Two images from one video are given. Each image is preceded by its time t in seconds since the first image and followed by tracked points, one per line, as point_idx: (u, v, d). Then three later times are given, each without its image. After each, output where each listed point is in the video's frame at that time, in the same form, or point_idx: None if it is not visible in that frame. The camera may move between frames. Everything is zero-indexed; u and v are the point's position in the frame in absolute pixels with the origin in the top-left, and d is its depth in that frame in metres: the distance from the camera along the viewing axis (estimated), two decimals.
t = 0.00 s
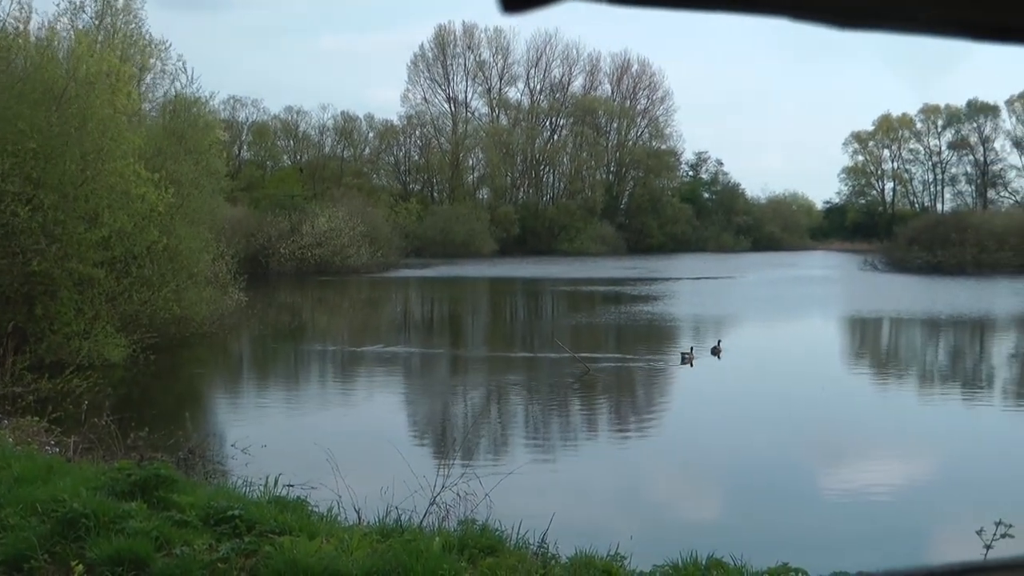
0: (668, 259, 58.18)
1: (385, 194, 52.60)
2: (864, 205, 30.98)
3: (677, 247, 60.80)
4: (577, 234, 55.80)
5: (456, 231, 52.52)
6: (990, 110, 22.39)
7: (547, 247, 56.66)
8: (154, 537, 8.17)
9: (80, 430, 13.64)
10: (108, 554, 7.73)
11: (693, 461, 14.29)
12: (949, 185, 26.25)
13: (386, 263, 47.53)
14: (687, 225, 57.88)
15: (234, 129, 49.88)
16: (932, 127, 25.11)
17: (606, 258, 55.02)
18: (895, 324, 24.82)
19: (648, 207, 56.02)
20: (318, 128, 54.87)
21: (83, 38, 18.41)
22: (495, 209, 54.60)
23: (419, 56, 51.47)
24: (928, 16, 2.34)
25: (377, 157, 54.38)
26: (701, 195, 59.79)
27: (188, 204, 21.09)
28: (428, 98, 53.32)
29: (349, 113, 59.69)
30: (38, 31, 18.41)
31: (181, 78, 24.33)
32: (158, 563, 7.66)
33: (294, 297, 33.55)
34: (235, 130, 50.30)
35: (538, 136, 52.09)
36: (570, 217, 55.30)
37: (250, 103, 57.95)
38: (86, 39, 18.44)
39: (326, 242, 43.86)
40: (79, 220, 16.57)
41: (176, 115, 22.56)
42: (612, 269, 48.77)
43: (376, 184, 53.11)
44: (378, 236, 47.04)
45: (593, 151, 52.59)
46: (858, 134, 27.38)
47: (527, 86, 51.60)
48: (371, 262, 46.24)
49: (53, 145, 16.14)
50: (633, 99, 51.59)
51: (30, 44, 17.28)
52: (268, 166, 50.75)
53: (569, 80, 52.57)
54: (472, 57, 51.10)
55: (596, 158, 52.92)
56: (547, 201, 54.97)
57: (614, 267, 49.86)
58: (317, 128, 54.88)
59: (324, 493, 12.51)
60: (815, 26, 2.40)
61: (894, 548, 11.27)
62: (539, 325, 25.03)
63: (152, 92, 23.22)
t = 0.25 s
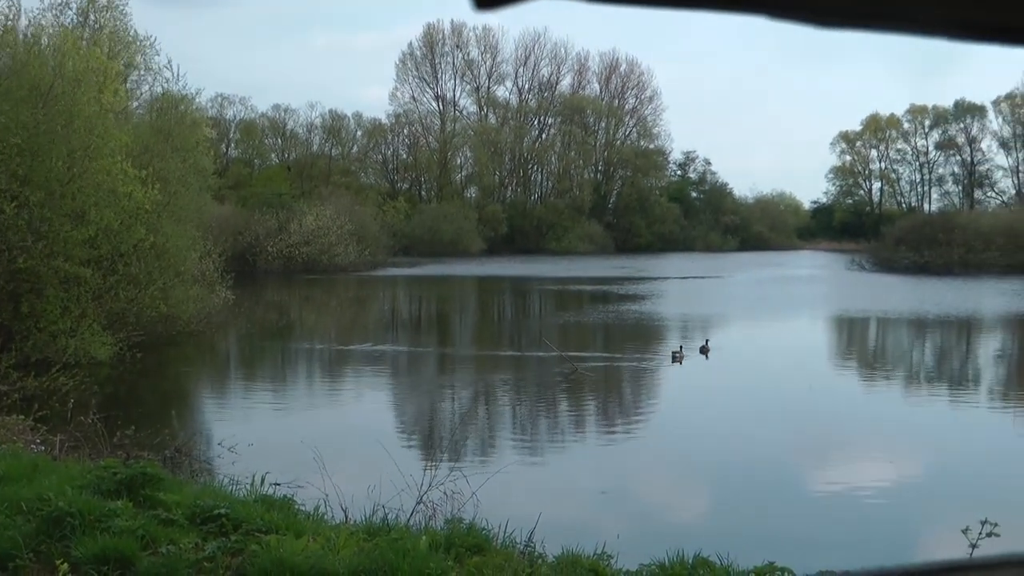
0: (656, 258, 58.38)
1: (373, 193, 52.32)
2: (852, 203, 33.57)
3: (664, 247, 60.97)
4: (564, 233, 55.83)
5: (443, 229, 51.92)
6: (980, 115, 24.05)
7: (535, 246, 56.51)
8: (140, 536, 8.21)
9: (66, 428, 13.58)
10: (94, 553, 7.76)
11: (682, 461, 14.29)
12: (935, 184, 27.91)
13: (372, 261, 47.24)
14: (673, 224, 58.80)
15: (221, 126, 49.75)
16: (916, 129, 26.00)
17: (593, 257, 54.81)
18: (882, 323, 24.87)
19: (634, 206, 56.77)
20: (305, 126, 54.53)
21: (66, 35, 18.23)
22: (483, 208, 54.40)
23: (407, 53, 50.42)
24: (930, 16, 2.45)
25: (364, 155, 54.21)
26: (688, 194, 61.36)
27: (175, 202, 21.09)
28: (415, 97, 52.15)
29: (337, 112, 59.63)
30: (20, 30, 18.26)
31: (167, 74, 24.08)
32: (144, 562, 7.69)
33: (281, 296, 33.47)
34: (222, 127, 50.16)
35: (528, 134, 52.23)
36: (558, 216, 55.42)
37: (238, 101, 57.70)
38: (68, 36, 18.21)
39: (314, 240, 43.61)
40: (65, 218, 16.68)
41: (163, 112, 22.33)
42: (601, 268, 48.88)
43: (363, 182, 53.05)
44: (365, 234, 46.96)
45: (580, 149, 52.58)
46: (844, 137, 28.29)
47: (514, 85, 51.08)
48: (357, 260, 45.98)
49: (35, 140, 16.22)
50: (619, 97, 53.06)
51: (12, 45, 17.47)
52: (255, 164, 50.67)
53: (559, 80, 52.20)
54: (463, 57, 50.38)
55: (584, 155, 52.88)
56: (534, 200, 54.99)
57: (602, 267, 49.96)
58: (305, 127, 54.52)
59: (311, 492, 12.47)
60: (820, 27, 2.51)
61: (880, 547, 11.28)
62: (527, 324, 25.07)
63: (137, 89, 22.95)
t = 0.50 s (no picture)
0: (643, 256, 58.70)
1: (361, 191, 52.30)
2: (840, 202, 30.84)
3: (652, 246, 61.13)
4: (553, 232, 56.60)
5: (431, 229, 52.44)
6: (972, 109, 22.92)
7: (524, 245, 57.32)
8: (127, 537, 8.37)
9: (54, 429, 13.55)
10: (82, 553, 7.90)
11: (671, 458, 14.34)
12: (923, 182, 26.69)
13: (360, 261, 47.42)
14: (661, 223, 58.74)
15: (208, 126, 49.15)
16: (908, 126, 25.88)
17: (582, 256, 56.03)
18: (870, 321, 24.94)
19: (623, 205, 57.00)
20: (293, 125, 54.06)
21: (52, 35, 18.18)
22: (472, 207, 54.98)
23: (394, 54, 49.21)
24: (931, 16, 2.72)
25: (353, 154, 53.22)
26: (675, 193, 59.98)
27: (163, 202, 21.10)
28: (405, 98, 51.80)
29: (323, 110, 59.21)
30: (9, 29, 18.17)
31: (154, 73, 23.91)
32: (133, 563, 7.84)
33: (268, 296, 33.37)
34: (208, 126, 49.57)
35: (515, 133, 51.81)
36: (545, 215, 55.87)
37: (224, 100, 57.04)
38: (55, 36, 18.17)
39: (303, 240, 43.96)
40: (52, 218, 16.99)
41: (150, 113, 22.30)
42: (589, 267, 49.02)
43: (351, 181, 52.70)
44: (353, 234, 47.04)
45: (568, 147, 52.81)
46: (834, 135, 27.10)
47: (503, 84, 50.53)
48: (346, 260, 46.27)
49: (21, 140, 16.33)
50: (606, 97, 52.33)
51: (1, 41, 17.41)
52: (243, 163, 50.69)
53: (545, 79, 51.90)
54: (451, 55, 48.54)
55: (572, 155, 53.24)
56: (523, 199, 55.36)
57: (590, 266, 50.15)
58: (293, 126, 54.09)
59: (300, 491, 12.47)
60: (835, 26, 2.82)
61: (868, 544, 11.30)
62: (515, 323, 25.10)
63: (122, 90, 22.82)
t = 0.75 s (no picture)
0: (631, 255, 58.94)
1: (348, 191, 51.63)
2: (827, 203, 31.11)
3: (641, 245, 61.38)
4: (541, 231, 57.33)
5: (419, 228, 52.87)
6: (957, 110, 23.38)
7: (512, 243, 57.83)
8: (115, 537, 8.43)
9: (40, 428, 13.50)
10: (68, 553, 7.92)
11: (659, 456, 14.35)
12: (910, 182, 27.22)
13: (348, 260, 47.74)
14: (648, 221, 58.85)
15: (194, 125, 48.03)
16: (896, 126, 26.31)
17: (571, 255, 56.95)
18: (858, 320, 25.02)
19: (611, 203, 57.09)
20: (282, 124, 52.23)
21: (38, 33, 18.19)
22: (459, 206, 55.14)
23: (382, 50, 46.33)
24: (930, 17, 2.88)
25: (341, 153, 51.75)
26: (662, 193, 59.49)
27: (150, 201, 21.05)
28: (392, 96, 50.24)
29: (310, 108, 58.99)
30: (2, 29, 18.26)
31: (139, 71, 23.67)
32: (119, 563, 7.87)
33: (255, 295, 33.36)
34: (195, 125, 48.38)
35: (503, 133, 51.95)
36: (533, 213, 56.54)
37: (212, 100, 55.65)
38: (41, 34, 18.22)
39: (290, 240, 44.04)
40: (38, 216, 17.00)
41: (136, 111, 22.10)
42: (578, 266, 49.12)
43: (340, 181, 51.60)
44: (341, 233, 47.05)
45: (556, 147, 52.90)
46: (822, 134, 27.76)
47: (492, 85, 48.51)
48: (333, 259, 46.37)
49: (7, 139, 16.24)
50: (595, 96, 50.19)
51: None
52: (230, 163, 49.39)
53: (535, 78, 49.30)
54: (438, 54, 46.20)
55: (559, 154, 53.33)
56: (511, 198, 55.73)
57: (578, 265, 50.31)
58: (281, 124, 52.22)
59: (287, 490, 12.47)
60: (831, 30, 2.95)
61: (856, 541, 11.34)
62: (504, 322, 25.11)
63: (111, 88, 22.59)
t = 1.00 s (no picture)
0: (621, 254, 58.89)
1: (337, 190, 51.33)
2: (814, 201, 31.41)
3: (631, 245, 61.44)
4: (530, 231, 56.58)
5: (408, 228, 51.90)
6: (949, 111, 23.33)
7: (500, 243, 56.94)
8: (104, 539, 8.56)
9: (28, 430, 13.48)
10: (57, 555, 8.05)
11: (648, 456, 14.33)
12: (898, 180, 27.41)
13: (337, 260, 47.73)
14: (637, 220, 59.11)
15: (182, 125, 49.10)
16: (885, 124, 26.14)
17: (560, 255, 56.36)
18: (847, 318, 25.08)
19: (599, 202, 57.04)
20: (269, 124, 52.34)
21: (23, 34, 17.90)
22: (448, 205, 54.64)
23: (370, 51, 48.17)
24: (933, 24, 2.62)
25: (329, 153, 51.66)
26: (652, 191, 60.83)
27: (138, 201, 21.07)
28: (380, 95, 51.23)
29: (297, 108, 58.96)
30: None
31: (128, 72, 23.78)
32: (108, 565, 7.96)
33: (244, 295, 33.39)
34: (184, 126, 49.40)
35: (491, 132, 52.07)
36: (521, 213, 55.80)
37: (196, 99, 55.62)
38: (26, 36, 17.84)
39: (278, 240, 43.74)
40: (25, 217, 17.35)
41: (124, 110, 22.31)
42: (568, 265, 49.22)
43: (328, 181, 51.19)
44: (329, 233, 47.01)
45: (545, 146, 53.15)
46: (810, 132, 27.34)
47: (480, 83, 50.36)
48: (322, 260, 46.21)
49: None
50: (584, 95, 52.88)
51: None
52: (219, 164, 49.84)
53: (520, 76, 52.33)
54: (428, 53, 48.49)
55: (549, 153, 53.38)
56: (500, 198, 55.26)
57: (567, 263, 50.36)
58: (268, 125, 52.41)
59: (277, 491, 12.44)
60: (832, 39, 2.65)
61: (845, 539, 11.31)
62: (493, 322, 25.12)
63: (100, 88, 23.04)
